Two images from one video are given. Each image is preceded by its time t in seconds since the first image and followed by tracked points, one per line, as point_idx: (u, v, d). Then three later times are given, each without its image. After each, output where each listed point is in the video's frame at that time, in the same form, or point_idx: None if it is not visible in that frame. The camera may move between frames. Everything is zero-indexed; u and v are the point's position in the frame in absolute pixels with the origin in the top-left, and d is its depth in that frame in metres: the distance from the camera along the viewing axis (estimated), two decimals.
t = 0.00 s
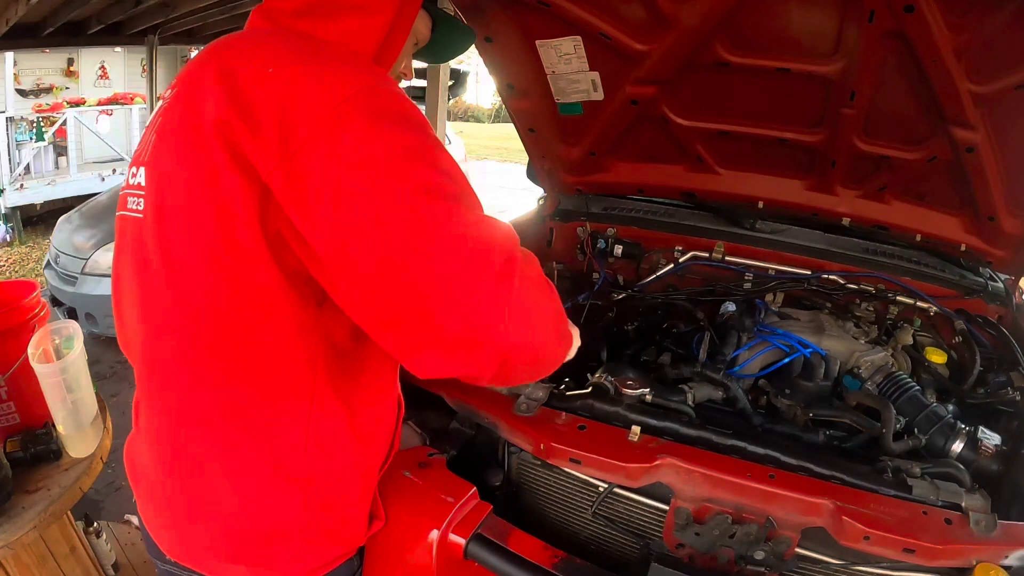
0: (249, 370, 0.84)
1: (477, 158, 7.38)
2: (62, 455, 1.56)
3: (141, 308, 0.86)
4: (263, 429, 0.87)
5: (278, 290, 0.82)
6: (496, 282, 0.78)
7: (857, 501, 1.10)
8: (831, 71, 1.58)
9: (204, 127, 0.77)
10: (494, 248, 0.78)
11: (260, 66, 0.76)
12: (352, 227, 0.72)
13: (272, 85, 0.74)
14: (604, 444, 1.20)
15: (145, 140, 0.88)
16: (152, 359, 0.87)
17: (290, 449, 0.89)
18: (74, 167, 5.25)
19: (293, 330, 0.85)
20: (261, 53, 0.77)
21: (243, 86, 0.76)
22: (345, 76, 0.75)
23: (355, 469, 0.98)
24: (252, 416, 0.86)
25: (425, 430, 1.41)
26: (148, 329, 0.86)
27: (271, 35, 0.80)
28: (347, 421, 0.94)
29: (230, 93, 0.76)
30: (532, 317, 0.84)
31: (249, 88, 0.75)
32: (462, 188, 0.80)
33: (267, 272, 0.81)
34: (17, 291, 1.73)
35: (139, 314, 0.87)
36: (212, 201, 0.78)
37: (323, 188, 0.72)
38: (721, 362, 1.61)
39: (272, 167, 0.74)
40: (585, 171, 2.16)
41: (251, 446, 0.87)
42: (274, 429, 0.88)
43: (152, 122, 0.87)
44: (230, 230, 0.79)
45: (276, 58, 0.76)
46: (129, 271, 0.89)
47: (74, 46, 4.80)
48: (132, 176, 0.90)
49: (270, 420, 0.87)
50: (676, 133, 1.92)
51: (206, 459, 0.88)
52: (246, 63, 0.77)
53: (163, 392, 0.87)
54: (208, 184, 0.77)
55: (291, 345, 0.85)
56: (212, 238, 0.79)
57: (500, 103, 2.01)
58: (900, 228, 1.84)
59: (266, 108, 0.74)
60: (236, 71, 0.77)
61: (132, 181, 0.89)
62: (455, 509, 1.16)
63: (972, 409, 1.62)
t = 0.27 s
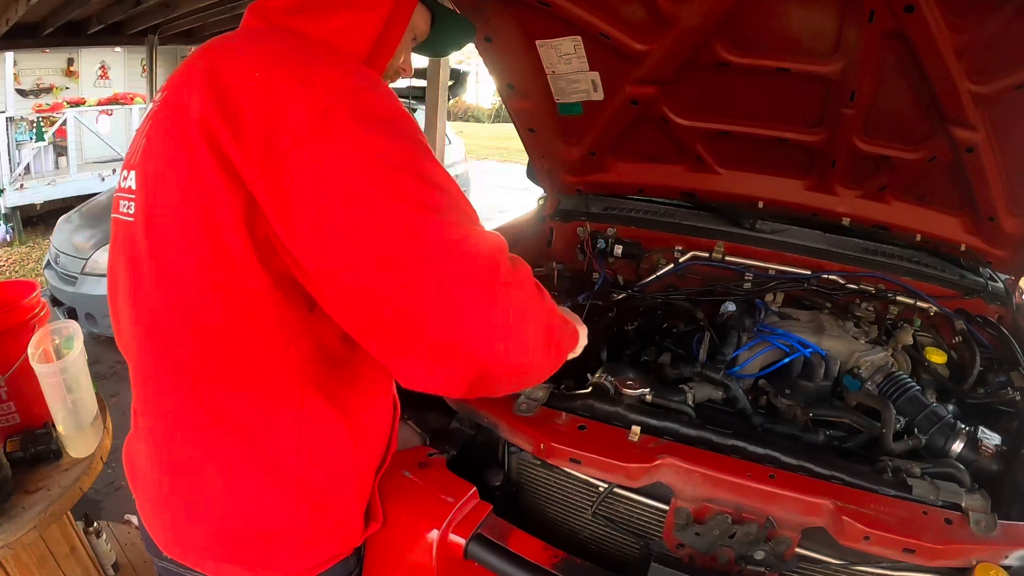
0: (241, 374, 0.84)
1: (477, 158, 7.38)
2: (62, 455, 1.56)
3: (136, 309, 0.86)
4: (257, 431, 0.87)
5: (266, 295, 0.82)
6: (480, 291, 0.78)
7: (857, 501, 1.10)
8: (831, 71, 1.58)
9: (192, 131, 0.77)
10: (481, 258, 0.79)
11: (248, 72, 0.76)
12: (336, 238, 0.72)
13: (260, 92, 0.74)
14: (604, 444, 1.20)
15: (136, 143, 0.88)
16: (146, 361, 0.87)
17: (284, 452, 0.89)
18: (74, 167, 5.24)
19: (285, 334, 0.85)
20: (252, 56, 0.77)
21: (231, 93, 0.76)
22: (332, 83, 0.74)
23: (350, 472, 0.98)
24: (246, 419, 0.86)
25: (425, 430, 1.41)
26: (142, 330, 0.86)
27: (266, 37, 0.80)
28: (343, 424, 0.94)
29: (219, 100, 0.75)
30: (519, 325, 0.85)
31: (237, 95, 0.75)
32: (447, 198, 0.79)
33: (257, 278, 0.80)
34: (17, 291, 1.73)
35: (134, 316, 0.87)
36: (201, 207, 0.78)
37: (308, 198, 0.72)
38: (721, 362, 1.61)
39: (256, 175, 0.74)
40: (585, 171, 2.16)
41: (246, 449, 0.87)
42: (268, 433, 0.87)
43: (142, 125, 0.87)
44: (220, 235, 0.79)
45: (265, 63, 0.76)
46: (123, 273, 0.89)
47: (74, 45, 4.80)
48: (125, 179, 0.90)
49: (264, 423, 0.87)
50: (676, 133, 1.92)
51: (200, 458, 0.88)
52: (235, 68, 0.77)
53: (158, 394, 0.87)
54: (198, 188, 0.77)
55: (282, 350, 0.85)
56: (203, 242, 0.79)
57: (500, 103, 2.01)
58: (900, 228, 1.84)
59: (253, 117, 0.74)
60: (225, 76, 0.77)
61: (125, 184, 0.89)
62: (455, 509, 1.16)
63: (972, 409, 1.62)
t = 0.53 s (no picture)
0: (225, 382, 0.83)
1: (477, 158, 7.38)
2: (62, 455, 1.56)
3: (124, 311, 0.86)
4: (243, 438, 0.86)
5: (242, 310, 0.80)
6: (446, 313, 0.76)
7: (857, 501, 1.10)
8: (831, 71, 1.58)
9: (171, 134, 0.74)
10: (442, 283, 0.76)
11: (229, 73, 0.73)
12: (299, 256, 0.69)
13: (237, 95, 0.70)
14: (604, 444, 1.20)
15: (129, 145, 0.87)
16: (134, 364, 0.86)
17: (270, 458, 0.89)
18: (75, 167, 5.24)
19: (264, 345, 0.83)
20: (235, 55, 0.74)
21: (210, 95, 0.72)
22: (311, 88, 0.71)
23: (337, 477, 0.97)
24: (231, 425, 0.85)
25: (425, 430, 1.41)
26: (130, 333, 0.86)
27: (258, 33, 0.77)
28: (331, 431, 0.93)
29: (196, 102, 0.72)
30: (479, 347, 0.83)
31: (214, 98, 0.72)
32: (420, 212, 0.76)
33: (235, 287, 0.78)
34: (17, 291, 1.73)
35: (123, 318, 0.87)
36: (177, 214, 0.75)
37: (275, 213, 0.69)
38: (721, 362, 1.61)
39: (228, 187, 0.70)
40: (585, 171, 2.16)
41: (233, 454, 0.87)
42: (252, 440, 0.87)
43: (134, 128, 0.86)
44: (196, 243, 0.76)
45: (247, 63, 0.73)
46: (113, 274, 0.89)
47: (74, 45, 4.80)
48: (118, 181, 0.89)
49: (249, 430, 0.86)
50: (676, 133, 1.92)
51: (192, 461, 0.88)
52: (217, 68, 0.73)
53: (147, 397, 0.87)
54: (176, 194, 0.75)
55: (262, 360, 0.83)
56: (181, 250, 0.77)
57: (500, 103, 2.01)
58: (900, 228, 1.84)
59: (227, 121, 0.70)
60: (206, 75, 0.73)
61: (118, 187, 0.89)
62: (454, 509, 1.16)
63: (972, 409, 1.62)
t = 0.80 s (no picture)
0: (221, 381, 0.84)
1: (477, 158, 7.38)
2: (62, 455, 1.56)
3: (129, 310, 0.87)
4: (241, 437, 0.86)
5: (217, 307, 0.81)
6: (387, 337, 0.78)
7: (857, 501, 1.10)
8: (831, 71, 1.58)
9: (171, 135, 0.76)
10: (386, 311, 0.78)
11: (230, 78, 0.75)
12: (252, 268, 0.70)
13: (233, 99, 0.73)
14: (603, 444, 1.20)
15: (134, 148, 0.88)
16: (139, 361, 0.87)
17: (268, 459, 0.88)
18: (75, 167, 5.24)
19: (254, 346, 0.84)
20: (242, 61, 0.76)
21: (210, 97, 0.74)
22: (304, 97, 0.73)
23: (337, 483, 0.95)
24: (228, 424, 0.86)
25: (425, 431, 1.41)
26: (133, 332, 0.87)
27: (271, 38, 0.79)
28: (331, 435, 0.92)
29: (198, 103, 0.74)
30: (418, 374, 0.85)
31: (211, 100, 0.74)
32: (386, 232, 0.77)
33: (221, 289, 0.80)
34: (17, 291, 1.73)
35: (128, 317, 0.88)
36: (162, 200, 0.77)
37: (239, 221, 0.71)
38: (721, 361, 1.61)
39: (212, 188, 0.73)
40: (585, 171, 2.16)
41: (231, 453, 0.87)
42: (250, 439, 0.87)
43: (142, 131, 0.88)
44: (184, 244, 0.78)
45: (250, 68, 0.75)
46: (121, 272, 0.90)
47: (73, 45, 4.80)
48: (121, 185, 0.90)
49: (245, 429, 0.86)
50: (676, 133, 1.92)
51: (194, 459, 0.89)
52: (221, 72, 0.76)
53: (148, 393, 0.88)
54: (172, 193, 0.76)
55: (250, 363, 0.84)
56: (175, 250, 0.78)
57: (500, 104, 2.01)
58: (900, 228, 1.84)
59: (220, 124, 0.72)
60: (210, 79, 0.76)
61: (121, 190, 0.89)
62: (455, 509, 1.15)
63: (972, 409, 1.62)
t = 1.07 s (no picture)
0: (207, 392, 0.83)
1: (477, 158, 7.39)
2: (62, 455, 1.56)
3: (113, 317, 0.86)
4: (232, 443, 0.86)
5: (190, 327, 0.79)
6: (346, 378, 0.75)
7: (856, 501, 1.10)
8: (831, 71, 1.58)
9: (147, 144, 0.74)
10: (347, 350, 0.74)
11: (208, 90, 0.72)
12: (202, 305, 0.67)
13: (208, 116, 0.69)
14: (603, 444, 1.20)
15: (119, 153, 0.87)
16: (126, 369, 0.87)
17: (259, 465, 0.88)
18: (75, 167, 5.24)
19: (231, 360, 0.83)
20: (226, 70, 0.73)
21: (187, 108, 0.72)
22: (282, 115, 0.69)
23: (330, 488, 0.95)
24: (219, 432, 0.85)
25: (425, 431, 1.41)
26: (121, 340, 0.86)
27: (270, 39, 0.76)
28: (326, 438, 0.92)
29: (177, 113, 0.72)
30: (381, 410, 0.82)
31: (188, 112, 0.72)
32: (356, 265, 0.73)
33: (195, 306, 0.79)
34: (17, 291, 1.73)
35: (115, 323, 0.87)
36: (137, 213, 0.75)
37: (193, 254, 0.67)
38: (721, 361, 1.61)
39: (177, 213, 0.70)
40: (585, 171, 2.15)
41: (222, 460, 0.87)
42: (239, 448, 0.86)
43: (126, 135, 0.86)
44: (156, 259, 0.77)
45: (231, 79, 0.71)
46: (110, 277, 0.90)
47: (73, 45, 4.80)
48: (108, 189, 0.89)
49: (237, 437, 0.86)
50: (676, 133, 1.92)
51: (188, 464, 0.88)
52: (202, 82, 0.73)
53: (142, 400, 0.88)
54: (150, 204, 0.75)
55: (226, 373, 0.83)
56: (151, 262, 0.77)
57: (500, 104, 2.01)
58: (900, 228, 1.84)
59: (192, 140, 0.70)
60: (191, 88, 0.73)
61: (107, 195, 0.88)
62: (455, 509, 1.15)
63: (972, 409, 1.62)
